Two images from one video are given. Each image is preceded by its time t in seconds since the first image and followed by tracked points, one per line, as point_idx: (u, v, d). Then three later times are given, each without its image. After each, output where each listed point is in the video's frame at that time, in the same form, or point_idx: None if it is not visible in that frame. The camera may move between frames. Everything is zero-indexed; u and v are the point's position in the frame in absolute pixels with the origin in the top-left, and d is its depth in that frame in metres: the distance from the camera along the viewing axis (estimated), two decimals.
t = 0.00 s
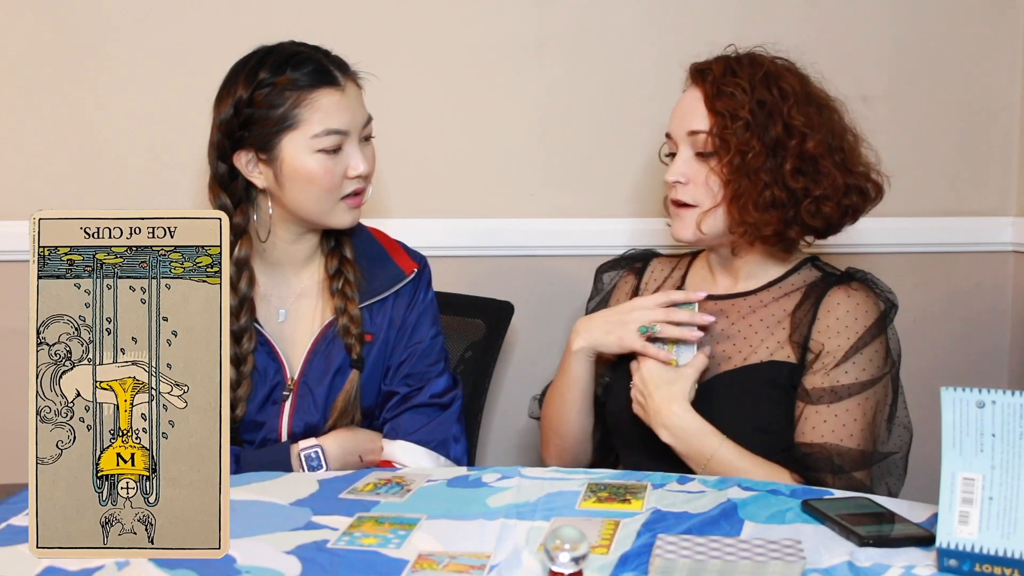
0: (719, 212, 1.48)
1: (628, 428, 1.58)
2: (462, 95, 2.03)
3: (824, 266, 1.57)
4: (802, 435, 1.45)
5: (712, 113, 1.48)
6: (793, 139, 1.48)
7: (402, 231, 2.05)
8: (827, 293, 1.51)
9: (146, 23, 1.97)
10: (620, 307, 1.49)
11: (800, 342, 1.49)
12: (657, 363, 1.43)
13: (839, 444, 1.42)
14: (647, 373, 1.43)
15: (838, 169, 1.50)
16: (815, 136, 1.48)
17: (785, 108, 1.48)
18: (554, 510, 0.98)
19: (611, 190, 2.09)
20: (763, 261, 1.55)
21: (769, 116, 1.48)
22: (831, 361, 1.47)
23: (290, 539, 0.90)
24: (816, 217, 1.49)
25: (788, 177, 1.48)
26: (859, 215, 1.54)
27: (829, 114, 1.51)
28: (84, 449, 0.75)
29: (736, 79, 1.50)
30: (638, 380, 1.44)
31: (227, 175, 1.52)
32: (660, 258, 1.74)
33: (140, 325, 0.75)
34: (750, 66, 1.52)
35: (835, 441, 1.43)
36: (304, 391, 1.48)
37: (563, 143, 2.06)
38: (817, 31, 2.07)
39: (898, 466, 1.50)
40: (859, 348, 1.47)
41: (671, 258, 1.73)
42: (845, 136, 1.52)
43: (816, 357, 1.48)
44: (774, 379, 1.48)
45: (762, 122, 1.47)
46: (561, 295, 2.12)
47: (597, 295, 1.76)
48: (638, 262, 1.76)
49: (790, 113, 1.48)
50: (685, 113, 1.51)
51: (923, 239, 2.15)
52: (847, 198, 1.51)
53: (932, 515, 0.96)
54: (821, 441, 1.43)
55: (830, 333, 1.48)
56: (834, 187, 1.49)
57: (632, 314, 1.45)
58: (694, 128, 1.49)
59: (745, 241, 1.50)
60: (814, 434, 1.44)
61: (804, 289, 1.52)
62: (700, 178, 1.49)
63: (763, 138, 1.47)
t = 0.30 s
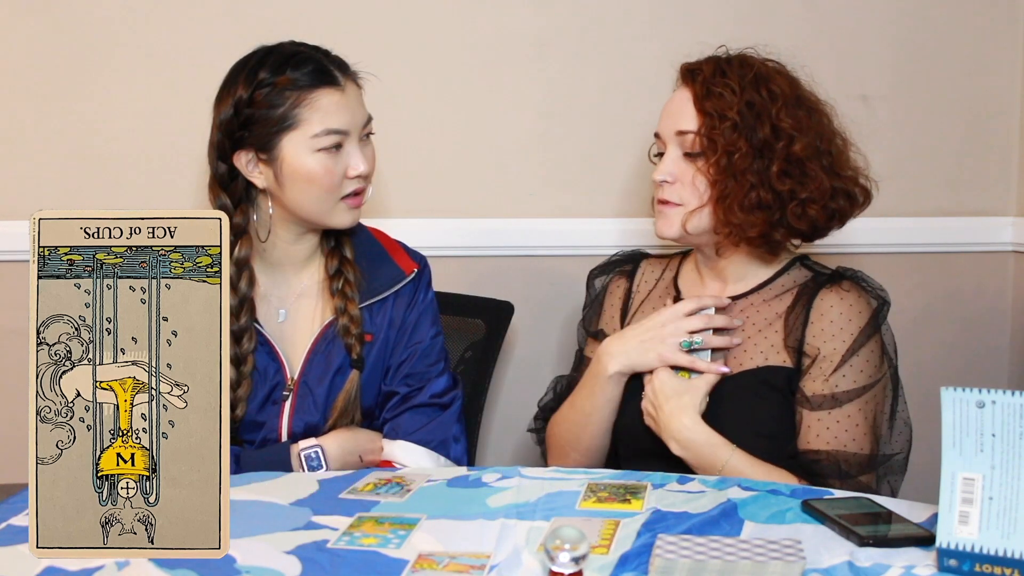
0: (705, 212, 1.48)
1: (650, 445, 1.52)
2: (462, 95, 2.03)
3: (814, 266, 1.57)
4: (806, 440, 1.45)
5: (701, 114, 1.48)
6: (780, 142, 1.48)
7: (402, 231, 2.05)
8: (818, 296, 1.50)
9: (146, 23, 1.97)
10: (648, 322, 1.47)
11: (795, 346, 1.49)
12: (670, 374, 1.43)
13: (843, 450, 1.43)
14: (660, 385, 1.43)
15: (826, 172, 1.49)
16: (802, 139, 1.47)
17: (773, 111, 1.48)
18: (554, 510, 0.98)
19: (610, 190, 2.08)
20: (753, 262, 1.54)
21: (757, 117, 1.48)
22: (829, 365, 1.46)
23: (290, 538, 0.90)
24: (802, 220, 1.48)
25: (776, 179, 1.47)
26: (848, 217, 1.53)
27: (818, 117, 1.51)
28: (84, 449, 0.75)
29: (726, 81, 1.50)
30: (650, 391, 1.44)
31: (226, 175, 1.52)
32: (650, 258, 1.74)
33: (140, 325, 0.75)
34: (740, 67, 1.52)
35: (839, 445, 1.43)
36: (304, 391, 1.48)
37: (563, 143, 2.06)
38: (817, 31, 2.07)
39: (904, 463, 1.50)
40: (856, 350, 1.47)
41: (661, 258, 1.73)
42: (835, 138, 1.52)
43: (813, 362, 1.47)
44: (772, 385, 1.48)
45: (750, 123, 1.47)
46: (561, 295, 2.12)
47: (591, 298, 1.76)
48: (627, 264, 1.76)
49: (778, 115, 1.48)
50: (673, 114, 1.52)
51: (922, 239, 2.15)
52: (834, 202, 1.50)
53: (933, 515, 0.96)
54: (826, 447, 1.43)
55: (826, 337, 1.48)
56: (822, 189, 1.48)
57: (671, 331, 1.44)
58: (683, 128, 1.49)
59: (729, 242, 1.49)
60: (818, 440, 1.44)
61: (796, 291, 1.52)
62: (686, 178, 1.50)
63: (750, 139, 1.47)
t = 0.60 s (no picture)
0: (702, 209, 1.48)
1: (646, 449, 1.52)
2: (463, 95, 2.03)
3: (817, 271, 1.56)
4: (805, 451, 1.45)
5: (700, 110, 1.49)
6: (779, 137, 1.47)
7: (402, 231, 2.05)
8: (820, 306, 1.50)
9: (146, 23, 1.97)
10: (648, 329, 1.47)
11: (796, 356, 1.48)
12: (668, 382, 1.43)
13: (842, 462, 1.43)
14: (659, 393, 1.43)
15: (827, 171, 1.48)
16: (801, 135, 1.46)
17: (774, 108, 1.47)
18: (554, 510, 0.98)
19: (611, 190, 2.08)
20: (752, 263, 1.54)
21: (756, 114, 1.48)
22: (830, 377, 1.46)
23: (290, 538, 0.90)
24: (801, 217, 1.46)
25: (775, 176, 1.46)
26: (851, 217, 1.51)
27: (822, 117, 1.50)
28: (84, 449, 0.75)
29: (727, 78, 1.50)
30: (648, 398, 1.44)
31: (226, 174, 1.52)
32: (652, 258, 1.74)
33: (140, 325, 0.75)
34: (743, 66, 1.52)
35: (838, 457, 1.43)
36: (304, 391, 1.48)
37: (563, 143, 2.06)
38: (817, 32, 2.07)
39: (903, 474, 1.49)
40: (857, 363, 1.47)
41: (661, 257, 1.73)
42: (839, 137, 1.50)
43: (814, 373, 1.47)
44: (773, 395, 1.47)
45: (749, 119, 1.47)
46: (561, 295, 2.12)
47: (591, 296, 1.76)
48: (629, 262, 1.76)
49: (777, 112, 1.47)
50: (675, 111, 1.53)
51: (922, 239, 2.15)
52: (835, 202, 1.48)
53: (933, 515, 0.96)
54: (824, 458, 1.43)
55: (828, 349, 1.48)
56: (822, 188, 1.46)
57: (672, 338, 1.44)
58: (683, 124, 1.50)
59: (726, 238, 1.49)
60: (817, 451, 1.44)
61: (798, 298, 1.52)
62: (686, 175, 1.50)
63: (748, 135, 1.47)
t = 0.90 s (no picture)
0: (699, 208, 1.51)
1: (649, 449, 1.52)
2: (462, 95, 2.03)
3: (824, 275, 1.56)
4: (810, 458, 1.46)
5: (700, 109, 1.50)
6: (776, 135, 1.46)
7: (402, 231, 2.05)
8: (827, 312, 1.50)
9: (146, 23, 1.97)
10: (649, 332, 1.46)
11: (802, 362, 1.48)
12: (671, 387, 1.44)
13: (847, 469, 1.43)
14: (660, 399, 1.43)
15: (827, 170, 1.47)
16: (798, 133, 1.45)
17: (773, 107, 1.47)
18: (554, 510, 0.98)
19: (611, 190, 2.08)
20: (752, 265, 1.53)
21: (754, 113, 1.48)
22: (836, 385, 1.46)
23: (290, 538, 0.90)
24: (797, 216, 1.45)
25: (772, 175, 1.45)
26: (851, 218, 1.50)
27: (824, 117, 1.49)
28: (84, 449, 0.75)
29: (727, 78, 1.50)
30: (650, 403, 1.45)
31: (225, 175, 1.52)
32: (660, 258, 1.73)
33: (140, 325, 0.75)
34: (745, 66, 1.52)
35: (843, 464, 1.44)
36: (304, 390, 1.48)
37: (563, 143, 2.06)
38: (817, 31, 2.07)
39: (908, 480, 1.49)
40: (864, 370, 1.47)
41: (669, 258, 1.73)
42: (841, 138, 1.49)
43: (820, 380, 1.47)
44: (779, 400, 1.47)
45: (746, 117, 1.47)
46: (561, 295, 2.12)
47: (597, 296, 1.76)
48: (637, 262, 1.76)
49: (776, 111, 1.47)
50: (677, 111, 1.54)
51: (922, 239, 2.15)
52: (834, 203, 1.47)
53: (933, 515, 0.96)
54: (829, 466, 1.44)
55: (834, 355, 1.48)
56: (820, 187, 1.45)
57: (673, 343, 1.44)
58: (682, 123, 1.52)
59: (723, 236, 1.48)
60: (822, 458, 1.45)
61: (805, 302, 1.52)
62: (684, 175, 1.51)
63: (745, 133, 1.47)
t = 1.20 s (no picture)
0: (696, 209, 1.52)
1: (651, 449, 1.52)
2: (462, 95, 2.03)
3: (830, 276, 1.56)
4: (819, 458, 1.45)
5: (700, 109, 1.51)
6: (775, 135, 1.46)
7: (402, 231, 2.05)
8: (836, 313, 1.50)
9: (146, 23, 1.96)
10: (657, 333, 1.47)
11: (811, 363, 1.48)
12: (679, 388, 1.44)
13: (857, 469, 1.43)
14: (669, 399, 1.43)
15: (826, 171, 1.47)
16: (797, 134, 1.45)
17: (772, 107, 1.47)
18: (554, 509, 0.98)
19: (611, 190, 2.09)
20: (753, 267, 1.53)
21: (753, 113, 1.48)
22: (846, 385, 1.46)
23: (290, 538, 0.90)
24: (794, 217, 1.45)
25: (771, 176, 1.45)
26: (851, 218, 1.49)
27: (826, 118, 1.49)
28: (84, 449, 0.75)
29: (727, 79, 1.50)
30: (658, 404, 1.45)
31: (224, 174, 1.52)
32: (659, 258, 1.73)
33: (140, 325, 0.75)
34: (746, 66, 1.52)
35: (852, 463, 1.43)
36: (303, 391, 1.48)
37: (563, 142, 2.06)
38: (817, 32, 2.07)
39: (914, 481, 1.50)
40: (874, 371, 1.47)
41: (670, 258, 1.73)
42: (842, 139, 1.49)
43: (830, 381, 1.47)
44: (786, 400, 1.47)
45: (745, 118, 1.47)
46: (561, 295, 2.12)
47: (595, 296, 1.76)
48: (637, 262, 1.75)
49: (775, 111, 1.47)
50: (678, 112, 1.55)
51: (923, 239, 2.15)
52: (833, 204, 1.47)
53: (933, 515, 0.96)
54: (839, 465, 1.43)
55: (844, 356, 1.48)
56: (819, 188, 1.45)
57: (681, 344, 1.44)
58: (683, 123, 1.52)
59: (720, 237, 1.48)
60: (831, 458, 1.44)
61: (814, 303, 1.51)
62: (683, 175, 1.52)
63: (743, 134, 1.47)
